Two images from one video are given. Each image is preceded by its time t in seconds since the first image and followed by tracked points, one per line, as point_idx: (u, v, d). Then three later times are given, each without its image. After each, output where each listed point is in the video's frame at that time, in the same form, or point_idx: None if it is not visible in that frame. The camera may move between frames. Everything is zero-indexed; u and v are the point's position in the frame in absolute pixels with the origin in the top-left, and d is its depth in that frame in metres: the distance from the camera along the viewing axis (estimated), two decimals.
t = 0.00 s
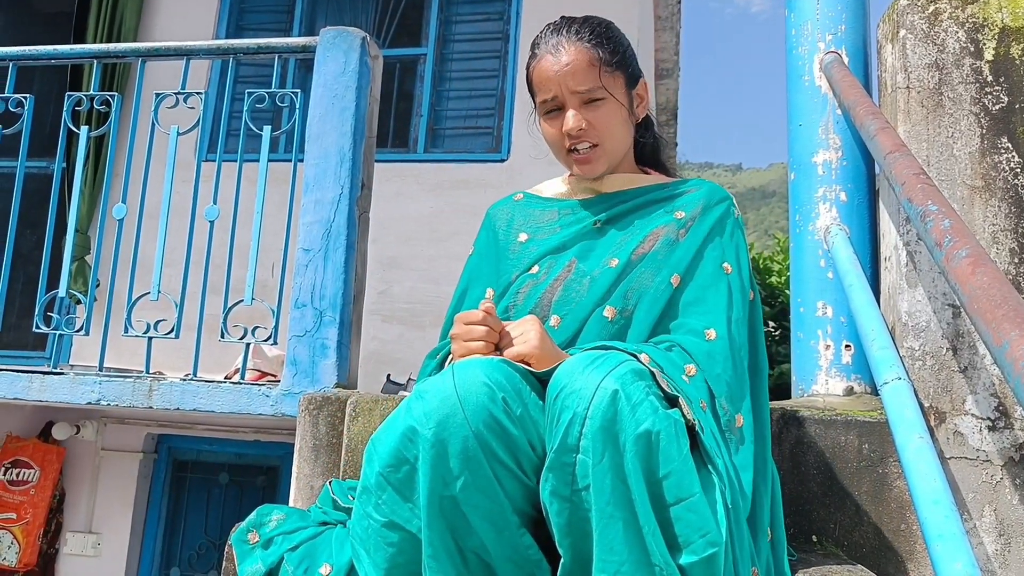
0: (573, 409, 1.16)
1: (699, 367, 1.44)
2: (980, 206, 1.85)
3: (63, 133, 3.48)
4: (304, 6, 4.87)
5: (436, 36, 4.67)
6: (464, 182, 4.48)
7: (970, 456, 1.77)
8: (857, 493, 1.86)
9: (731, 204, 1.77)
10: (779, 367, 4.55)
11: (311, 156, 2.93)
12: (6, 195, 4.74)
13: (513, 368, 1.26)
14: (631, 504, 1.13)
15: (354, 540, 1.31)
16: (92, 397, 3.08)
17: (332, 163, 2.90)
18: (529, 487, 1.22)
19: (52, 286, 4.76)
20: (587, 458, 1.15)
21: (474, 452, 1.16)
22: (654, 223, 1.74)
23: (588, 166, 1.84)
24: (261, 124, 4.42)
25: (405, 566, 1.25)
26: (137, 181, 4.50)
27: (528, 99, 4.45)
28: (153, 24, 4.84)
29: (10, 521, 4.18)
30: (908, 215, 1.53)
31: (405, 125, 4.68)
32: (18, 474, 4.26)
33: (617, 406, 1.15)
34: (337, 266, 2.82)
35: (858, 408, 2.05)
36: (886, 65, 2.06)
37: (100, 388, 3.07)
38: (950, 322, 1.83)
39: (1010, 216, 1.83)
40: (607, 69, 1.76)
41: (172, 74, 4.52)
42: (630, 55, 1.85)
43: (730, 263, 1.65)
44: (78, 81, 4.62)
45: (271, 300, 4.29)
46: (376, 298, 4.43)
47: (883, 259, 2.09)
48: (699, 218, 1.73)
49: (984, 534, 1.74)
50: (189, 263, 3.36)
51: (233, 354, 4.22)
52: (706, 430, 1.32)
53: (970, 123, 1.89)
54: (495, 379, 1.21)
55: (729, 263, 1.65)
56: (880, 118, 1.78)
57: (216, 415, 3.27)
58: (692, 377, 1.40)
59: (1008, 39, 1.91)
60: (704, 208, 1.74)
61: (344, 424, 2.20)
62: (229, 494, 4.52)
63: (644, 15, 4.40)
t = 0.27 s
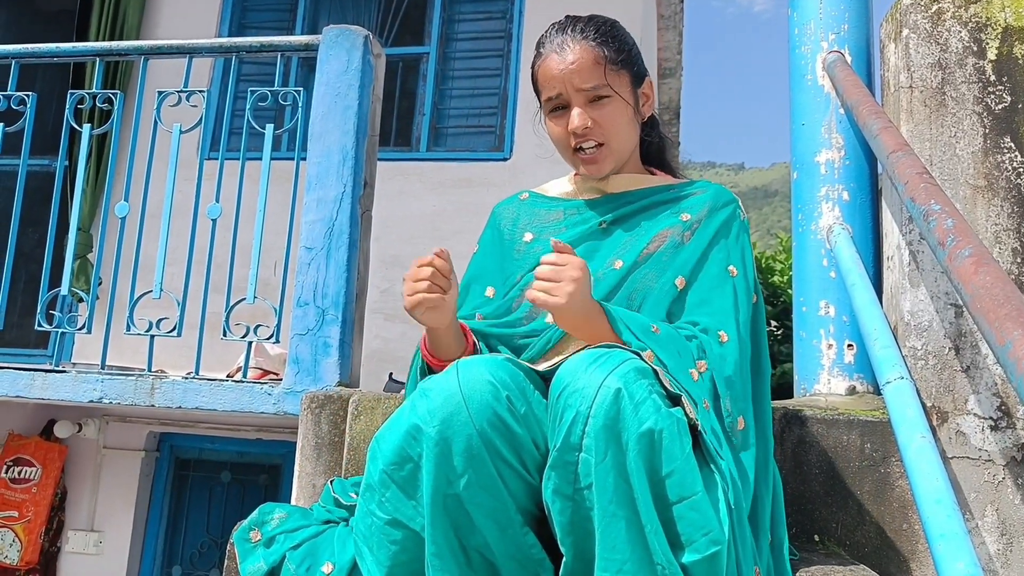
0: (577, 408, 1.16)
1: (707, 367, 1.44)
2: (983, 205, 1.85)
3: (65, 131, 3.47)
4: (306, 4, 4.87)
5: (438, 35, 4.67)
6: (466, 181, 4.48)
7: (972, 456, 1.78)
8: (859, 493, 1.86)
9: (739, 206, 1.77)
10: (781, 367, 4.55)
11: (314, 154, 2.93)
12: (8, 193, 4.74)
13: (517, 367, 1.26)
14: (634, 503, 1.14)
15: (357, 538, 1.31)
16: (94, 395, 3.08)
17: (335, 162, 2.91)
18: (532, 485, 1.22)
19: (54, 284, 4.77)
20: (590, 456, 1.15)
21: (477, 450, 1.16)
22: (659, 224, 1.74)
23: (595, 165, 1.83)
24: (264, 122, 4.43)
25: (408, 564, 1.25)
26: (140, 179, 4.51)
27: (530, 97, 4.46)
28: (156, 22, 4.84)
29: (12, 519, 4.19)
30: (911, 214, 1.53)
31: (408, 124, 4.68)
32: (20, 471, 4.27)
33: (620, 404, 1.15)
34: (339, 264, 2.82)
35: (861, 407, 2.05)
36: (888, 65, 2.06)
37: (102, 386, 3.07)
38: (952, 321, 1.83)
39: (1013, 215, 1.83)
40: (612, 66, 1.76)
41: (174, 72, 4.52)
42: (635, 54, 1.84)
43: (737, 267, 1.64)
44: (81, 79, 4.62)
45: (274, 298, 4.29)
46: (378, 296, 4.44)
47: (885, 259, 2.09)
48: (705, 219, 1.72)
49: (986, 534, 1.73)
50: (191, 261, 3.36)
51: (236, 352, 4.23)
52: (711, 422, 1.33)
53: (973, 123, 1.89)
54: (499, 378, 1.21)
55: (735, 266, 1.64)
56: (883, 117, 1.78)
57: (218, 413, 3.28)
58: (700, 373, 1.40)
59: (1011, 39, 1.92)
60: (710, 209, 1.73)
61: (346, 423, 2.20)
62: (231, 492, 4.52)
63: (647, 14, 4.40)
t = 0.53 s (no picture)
0: (578, 408, 1.16)
1: (704, 358, 1.44)
2: (984, 204, 1.85)
3: (66, 130, 3.47)
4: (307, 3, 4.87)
5: (439, 34, 4.67)
6: (466, 180, 4.48)
7: (972, 454, 1.78)
8: (859, 491, 1.86)
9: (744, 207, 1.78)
10: (782, 366, 4.55)
11: (314, 153, 2.93)
12: (9, 191, 4.75)
13: (517, 366, 1.26)
14: (635, 502, 1.14)
15: (357, 538, 1.31)
16: (95, 393, 3.09)
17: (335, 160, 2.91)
18: (533, 484, 1.22)
19: (54, 283, 4.77)
20: (591, 455, 1.15)
21: (478, 450, 1.16)
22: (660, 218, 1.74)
23: (591, 172, 1.78)
24: (265, 120, 4.43)
25: (408, 563, 1.25)
26: (141, 177, 4.51)
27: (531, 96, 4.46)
28: (156, 21, 4.84)
29: (12, 518, 4.19)
30: (911, 212, 1.53)
31: (409, 122, 4.69)
32: (20, 470, 4.27)
33: (622, 403, 1.15)
34: (340, 262, 2.82)
35: (861, 407, 2.05)
36: (889, 63, 2.06)
37: (103, 384, 3.08)
38: (953, 320, 1.83)
39: (1013, 214, 1.83)
40: (603, 73, 1.72)
41: (175, 71, 4.52)
42: (632, 57, 1.80)
43: (733, 258, 1.67)
44: (81, 78, 4.62)
45: (274, 296, 4.29)
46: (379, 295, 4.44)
47: (886, 257, 2.10)
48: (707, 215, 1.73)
49: (987, 533, 1.74)
50: (191, 259, 3.30)
51: (236, 351, 4.23)
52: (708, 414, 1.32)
53: (974, 122, 1.89)
54: (499, 377, 1.21)
55: (732, 257, 1.67)
56: (883, 116, 1.78)
57: (218, 412, 3.28)
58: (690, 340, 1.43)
59: (1011, 37, 1.92)
60: (717, 207, 1.74)
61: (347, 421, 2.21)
62: (231, 491, 4.52)
63: (647, 12, 4.40)
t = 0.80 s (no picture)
0: (567, 409, 1.16)
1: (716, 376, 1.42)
2: (983, 203, 1.85)
3: (66, 129, 3.47)
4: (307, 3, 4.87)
5: (439, 33, 4.67)
6: (466, 179, 4.48)
7: (972, 453, 1.78)
8: (860, 490, 1.86)
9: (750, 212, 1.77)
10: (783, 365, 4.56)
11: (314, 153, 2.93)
12: (9, 191, 4.75)
13: (510, 364, 1.26)
14: (625, 503, 1.14)
15: (354, 534, 1.32)
16: (95, 393, 3.09)
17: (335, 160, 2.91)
18: (526, 482, 1.22)
19: (55, 283, 4.77)
20: (581, 457, 1.15)
21: (470, 447, 1.16)
22: (666, 227, 1.74)
23: (593, 185, 1.77)
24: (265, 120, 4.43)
25: (404, 561, 1.26)
26: (141, 177, 4.52)
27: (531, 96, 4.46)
28: (157, 21, 4.84)
29: (13, 518, 4.19)
30: (911, 212, 1.53)
31: (409, 122, 4.69)
32: (20, 470, 4.27)
33: (610, 405, 1.15)
34: (340, 263, 2.82)
35: (861, 406, 2.05)
36: (888, 62, 2.06)
37: (103, 384, 3.08)
38: (952, 319, 1.83)
39: (1013, 213, 1.83)
40: (601, 86, 1.69)
41: (175, 70, 4.52)
42: (633, 65, 1.76)
43: (740, 271, 1.66)
44: (81, 78, 4.62)
45: (275, 296, 4.30)
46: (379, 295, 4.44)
47: (885, 256, 2.10)
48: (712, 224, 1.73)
49: (987, 532, 1.74)
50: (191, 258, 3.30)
51: (236, 351, 4.23)
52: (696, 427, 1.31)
53: (973, 121, 1.89)
54: (491, 375, 1.21)
55: (738, 271, 1.66)
56: (883, 115, 1.78)
57: (219, 412, 3.28)
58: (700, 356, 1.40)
59: (1011, 37, 1.92)
60: (724, 212, 1.74)
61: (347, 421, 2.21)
62: (232, 490, 4.53)
63: (647, 12, 4.40)
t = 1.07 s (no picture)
0: (565, 411, 1.16)
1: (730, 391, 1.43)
2: (983, 204, 1.85)
3: (66, 130, 3.47)
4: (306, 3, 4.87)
5: (438, 34, 4.67)
6: (466, 180, 4.48)
7: (972, 453, 1.78)
8: (860, 490, 1.86)
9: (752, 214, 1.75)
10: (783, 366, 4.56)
11: (314, 154, 2.93)
12: (8, 192, 4.75)
13: (511, 365, 1.26)
14: (623, 504, 1.14)
15: (355, 534, 1.32)
16: (95, 394, 3.09)
17: (335, 161, 2.91)
18: (527, 482, 1.22)
19: (55, 284, 4.77)
20: (579, 459, 1.15)
21: (470, 448, 1.16)
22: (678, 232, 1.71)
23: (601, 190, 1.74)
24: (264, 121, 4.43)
25: (405, 561, 1.26)
26: (141, 178, 4.52)
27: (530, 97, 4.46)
28: (157, 21, 4.84)
29: (13, 519, 4.19)
30: (910, 213, 1.53)
31: (408, 123, 4.69)
32: (21, 471, 4.27)
33: (608, 407, 1.15)
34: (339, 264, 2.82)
35: (861, 406, 2.06)
36: (888, 63, 2.06)
37: (103, 385, 3.08)
38: (952, 320, 1.83)
39: (1013, 213, 1.83)
40: (610, 89, 1.67)
41: (175, 71, 4.52)
42: (641, 67, 1.74)
43: (748, 275, 1.66)
44: (81, 79, 4.62)
45: (275, 297, 4.30)
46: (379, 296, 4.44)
47: (885, 257, 2.09)
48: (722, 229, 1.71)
49: (987, 532, 1.74)
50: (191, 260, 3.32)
51: (236, 352, 4.23)
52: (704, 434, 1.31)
53: (973, 121, 1.89)
54: (492, 376, 1.21)
55: (747, 275, 1.65)
56: (883, 115, 1.77)
57: (219, 413, 3.28)
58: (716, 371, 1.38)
59: (1010, 37, 1.92)
60: (733, 217, 1.73)
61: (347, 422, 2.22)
62: (232, 491, 4.53)
63: (646, 12, 4.41)
